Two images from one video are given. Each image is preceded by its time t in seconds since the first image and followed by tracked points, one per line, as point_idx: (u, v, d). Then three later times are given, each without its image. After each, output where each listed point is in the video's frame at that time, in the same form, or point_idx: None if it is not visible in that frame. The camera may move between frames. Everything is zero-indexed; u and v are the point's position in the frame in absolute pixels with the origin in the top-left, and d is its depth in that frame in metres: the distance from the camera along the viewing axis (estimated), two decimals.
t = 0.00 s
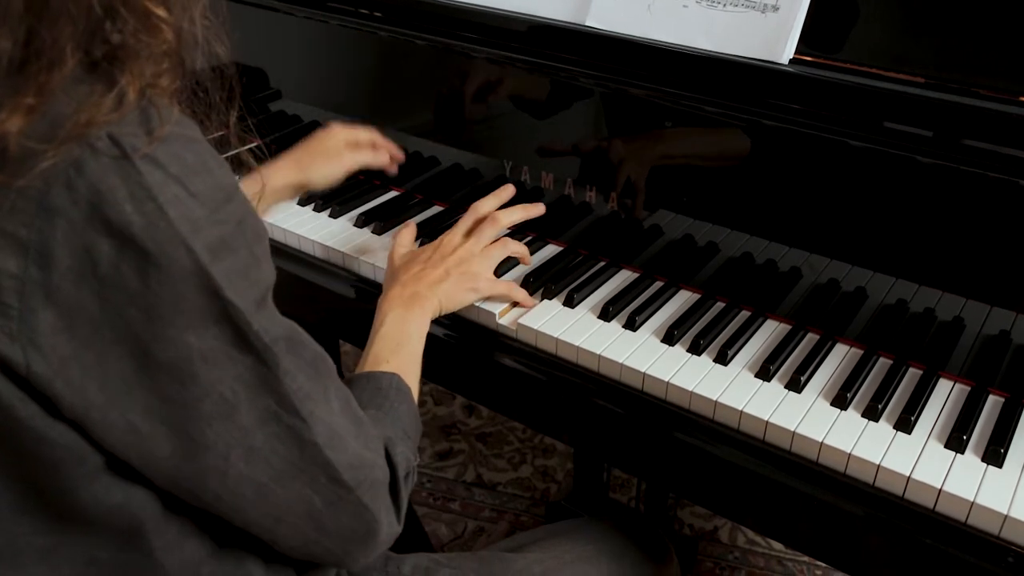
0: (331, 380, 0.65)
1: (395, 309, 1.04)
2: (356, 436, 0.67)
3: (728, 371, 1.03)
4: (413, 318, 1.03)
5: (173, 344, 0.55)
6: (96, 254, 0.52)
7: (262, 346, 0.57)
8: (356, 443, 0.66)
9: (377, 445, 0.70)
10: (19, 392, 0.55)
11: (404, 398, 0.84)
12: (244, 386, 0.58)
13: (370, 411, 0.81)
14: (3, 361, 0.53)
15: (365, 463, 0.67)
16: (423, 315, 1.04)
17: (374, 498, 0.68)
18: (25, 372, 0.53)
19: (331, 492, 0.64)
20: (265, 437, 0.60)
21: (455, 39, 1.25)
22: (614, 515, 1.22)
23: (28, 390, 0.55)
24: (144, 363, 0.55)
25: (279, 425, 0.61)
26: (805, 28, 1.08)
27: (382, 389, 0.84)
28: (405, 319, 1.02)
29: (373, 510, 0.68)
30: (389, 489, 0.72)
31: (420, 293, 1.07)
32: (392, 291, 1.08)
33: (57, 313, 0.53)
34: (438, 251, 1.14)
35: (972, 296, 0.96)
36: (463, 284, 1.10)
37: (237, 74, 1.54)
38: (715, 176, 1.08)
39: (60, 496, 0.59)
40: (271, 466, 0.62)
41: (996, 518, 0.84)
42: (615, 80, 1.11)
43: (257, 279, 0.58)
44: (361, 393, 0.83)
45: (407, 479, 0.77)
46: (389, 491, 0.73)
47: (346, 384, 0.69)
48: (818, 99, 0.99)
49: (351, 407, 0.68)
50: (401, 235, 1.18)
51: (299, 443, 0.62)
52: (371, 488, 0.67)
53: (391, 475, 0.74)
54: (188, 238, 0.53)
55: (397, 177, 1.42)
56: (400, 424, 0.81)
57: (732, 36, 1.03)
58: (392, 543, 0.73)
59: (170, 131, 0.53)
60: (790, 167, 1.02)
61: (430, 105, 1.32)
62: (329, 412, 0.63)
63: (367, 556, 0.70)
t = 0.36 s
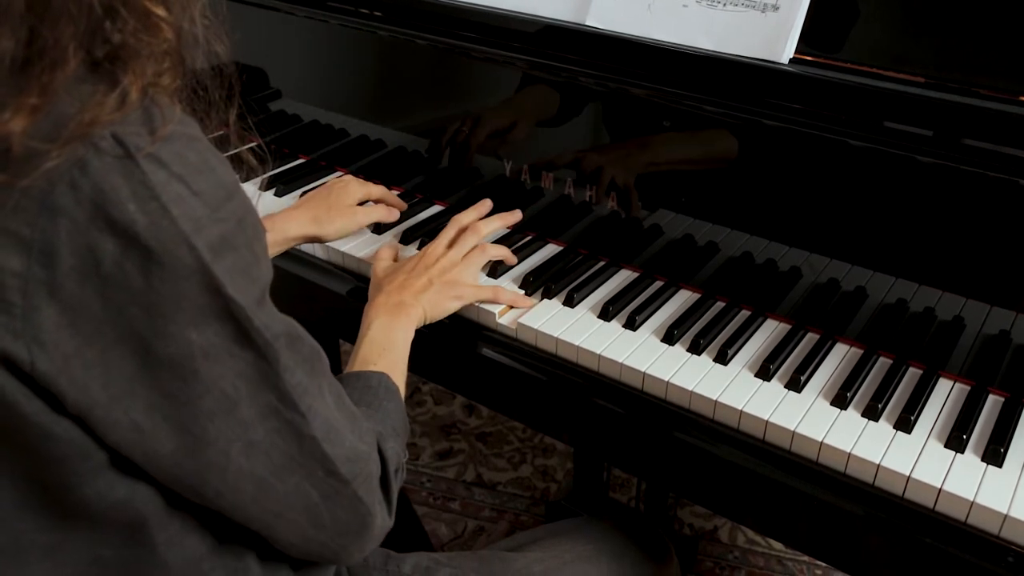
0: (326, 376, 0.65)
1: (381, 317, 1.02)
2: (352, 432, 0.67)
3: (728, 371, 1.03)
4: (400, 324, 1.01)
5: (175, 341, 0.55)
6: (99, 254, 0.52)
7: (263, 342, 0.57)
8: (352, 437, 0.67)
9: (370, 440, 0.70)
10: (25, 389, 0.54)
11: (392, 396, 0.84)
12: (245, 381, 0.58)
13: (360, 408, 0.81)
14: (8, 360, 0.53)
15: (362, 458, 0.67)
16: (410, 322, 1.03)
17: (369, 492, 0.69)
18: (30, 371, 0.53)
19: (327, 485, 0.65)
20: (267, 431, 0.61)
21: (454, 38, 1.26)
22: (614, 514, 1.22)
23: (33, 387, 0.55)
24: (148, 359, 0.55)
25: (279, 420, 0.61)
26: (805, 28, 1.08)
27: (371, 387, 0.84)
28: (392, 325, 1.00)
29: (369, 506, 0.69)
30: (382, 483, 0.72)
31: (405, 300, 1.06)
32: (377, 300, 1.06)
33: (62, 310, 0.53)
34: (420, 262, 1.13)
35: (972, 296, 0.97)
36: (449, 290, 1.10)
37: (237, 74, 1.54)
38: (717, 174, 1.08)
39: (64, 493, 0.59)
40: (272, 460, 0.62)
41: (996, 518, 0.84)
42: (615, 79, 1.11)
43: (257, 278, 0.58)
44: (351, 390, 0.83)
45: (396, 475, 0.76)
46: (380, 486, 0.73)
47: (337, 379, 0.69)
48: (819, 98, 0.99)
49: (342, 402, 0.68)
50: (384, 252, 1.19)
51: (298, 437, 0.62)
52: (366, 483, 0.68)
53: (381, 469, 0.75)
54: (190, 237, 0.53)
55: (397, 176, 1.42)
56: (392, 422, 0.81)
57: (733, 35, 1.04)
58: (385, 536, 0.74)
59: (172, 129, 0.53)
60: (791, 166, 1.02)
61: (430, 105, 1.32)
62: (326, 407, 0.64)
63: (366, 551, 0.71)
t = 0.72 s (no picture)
0: (325, 371, 0.65)
1: (380, 309, 1.03)
2: (352, 426, 0.67)
3: (728, 370, 1.03)
4: (399, 316, 1.02)
5: (175, 336, 0.55)
6: (99, 250, 0.52)
7: (264, 337, 0.57)
8: (353, 431, 0.67)
9: (372, 434, 0.70)
10: (26, 385, 0.54)
11: (392, 388, 0.84)
12: (246, 375, 0.58)
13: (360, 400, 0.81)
14: (9, 355, 0.53)
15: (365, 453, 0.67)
16: (409, 313, 1.03)
17: (370, 486, 0.69)
18: (31, 367, 0.53)
19: (329, 479, 0.65)
20: (268, 426, 0.61)
21: (454, 37, 1.26)
22: (614, 512, 1.22)
23: (35, 384, 0.55)
24: (150, 355, 0.55)
25: (280, 414, 0.61)
26: (806, 27, 1.08)
27: (371, 379, 0.84)
28: (391, 317, 1.01)
29: (369, 500, 0.69)
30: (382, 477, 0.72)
31: (404, 293, 1.06)
32: (375, 294, 1.07)
33: (63, 306, 0.53)
34: (419, 258, 1.14)
35: (972, 295, 0.96)
36: (447, 285, 1.10)
37: (237, 72, 1.54)
38: (717, 172, 1.08)
39: (65, 489, 0.59)
40: (272, 455, 0.62)
41: (996, 517, 0.84)
42: (614, 78, 1.11)
43: (258, 272, 0.58)
44: (351, 382, 0.83)
45: (401, 467, 0.77)
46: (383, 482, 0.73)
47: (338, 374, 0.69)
48: (818, 97, 0.99)
49: (344, 396, 0.68)
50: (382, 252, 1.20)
51: (299, 432, 0.62)
52: (367, 478, 0.68)
53: (383, 463, 0.75)
54: (190, 232, 0.53)
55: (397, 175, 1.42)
56: (393, 417, 0.81)
57: (732, 34, 1.04)
58: (387, 529, 0.74)
59: (170, 125, 0.53)
60: (791, 164, 1.02)
61: (429, 104, 1.32)
62: (327, 401, 0.64)
63: (367, 544, 0.71)
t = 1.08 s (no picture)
0: (323, 371, 0.65)
1: (378, 315, 1.02)
2: (351, 427, 0.67)
3: (728, 369, 1.03)
4: (397, 321, 1.01)
5: (173, 337, 0.55)
6: (96, 250, 0.52)
7: (262, 337, 0.57)
8: (351, 431, 0.67)
9: (370, 436, 0.70)
10: (23, 386, 0.54)
11: (391, 394, 0.84)
12: (244, 376, 0.58)
13: (360, 403, 0.81)
14: (6, 356, 0.53)
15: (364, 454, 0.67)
16: (407, 319, 1.03)
17: (369, 487, 0.69)
18: (28, 368, 0.53)
19: (327, 480, 0.65)
20: (267, 427, 0.61)
21: (454, 36, 1.26)
22: (614, 512, 1.22)
23: (32, 385, 0.55)
24: (148, 356, 0.55)
25: (278, 415, 0.61)
26: (806, 26, 1.08)
27: (369, 383, 0.84)
28: (388, 323, 1.00)
29: (368, 501, 0.69)
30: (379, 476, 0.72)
31: (401, 298, 1.06)
32: (372, 300, 1.06)
33: (61, 307, 0.53)
34: (415, 262, 1.14)
35: (972, 294, 0.96)
36: (444, 289, 1.10)
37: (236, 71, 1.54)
38: (717, 172, 1.07)
39: (64, 490, 0.59)
40: (271, 456, 0.62)
41: (996, 517, 0.84)
42: (614, 78, 1.11)
43: (257, 273, 0.58)
44: (350, 385, 0.83)
45: (396, 469, 0.76)
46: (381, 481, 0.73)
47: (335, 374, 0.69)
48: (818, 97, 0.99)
49: (342, 397, 0.68)
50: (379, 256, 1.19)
51: (297, 433, 0.62)
52: (366, 478, 0.68)
53: (381, 463, 0.75)
54: (188, 233, 0.53)
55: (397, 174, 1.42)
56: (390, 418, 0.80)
57: (732, 34, 1.04)
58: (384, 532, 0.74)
59: (168, 125, 0.53)
60: (790, 164, 1.02)
61: (429, 103, 1.32)
62: (325, 401, 0.64)
63: (365, 542, 0.71)
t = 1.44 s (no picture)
0: (327, 374, 0.65)
1: (380, 314, 1.02)
2: (353, 429, 0.67)
3: (728, 369, 1.03)
4: (399, 320, 1.01)
5: (170, 339, 0.55)
6: (91, 251, 0.52)
7: (260, 339, 0.57)
8: (353, 435, 0.67)
9: (374, 437, 0.70)
10: (18, 388, 0.54)
11: (397, 391, 0.84)
12: (242, 379, 0.58)
13: (365, 403, 0.81)
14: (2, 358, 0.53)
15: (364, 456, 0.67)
16: (409, 317, 1.03)
17: (371, 489, 0.69)
18: (24, 370, 0.53)
19: (328, 486, 0.65)
20: (265, 431, 0.61)
21: (454, 36, 1.26)
22: (614, 512, 1.22)
23: (27, 387, 0.55)
24: (144, 358, 0.55)
25: (278, 419, 0.61)
26: (806, 26, 1.08)
27: (374, 382, 0.84)
28: (391, 322, 1.01)
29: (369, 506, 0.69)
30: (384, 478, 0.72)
31: (404, 297, 1.06)
32: (375, 299, 1.07)
33: (57, 309, 0.53)
34: (417, 261, 1.14)
35: (972, 294, 0.96)
36: (446, 285, 1.10)
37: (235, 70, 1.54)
38: (716, 171, 1.08)
39: (61, 493, 0.59)
40: (271, 459, 0.62)
41: (996, 516, 0.84)
42: (612, 77, 1.12)
43: (255, 273, 0.58)
44: (355, 387, 0.83)
45: (405, 471, 0.77)
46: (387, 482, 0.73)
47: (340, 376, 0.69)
48: (818, 96, 0.99)
49: (346, 399, 0.68)
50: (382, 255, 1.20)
51: (297, 436, 0.62)
52: (367, 481, 0.68)
53: (389, 465, 0.75)
54: (183, 233, 0.53)
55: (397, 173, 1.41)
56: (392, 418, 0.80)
57: (732, 33, 1.04)
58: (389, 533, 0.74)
59: (162, 124, 0.53)
60: (790, 163, 1.02)
61: (429, 103, 1.32)
62: (326, 404, 0.64)
63: (365, 545, 0.71)
